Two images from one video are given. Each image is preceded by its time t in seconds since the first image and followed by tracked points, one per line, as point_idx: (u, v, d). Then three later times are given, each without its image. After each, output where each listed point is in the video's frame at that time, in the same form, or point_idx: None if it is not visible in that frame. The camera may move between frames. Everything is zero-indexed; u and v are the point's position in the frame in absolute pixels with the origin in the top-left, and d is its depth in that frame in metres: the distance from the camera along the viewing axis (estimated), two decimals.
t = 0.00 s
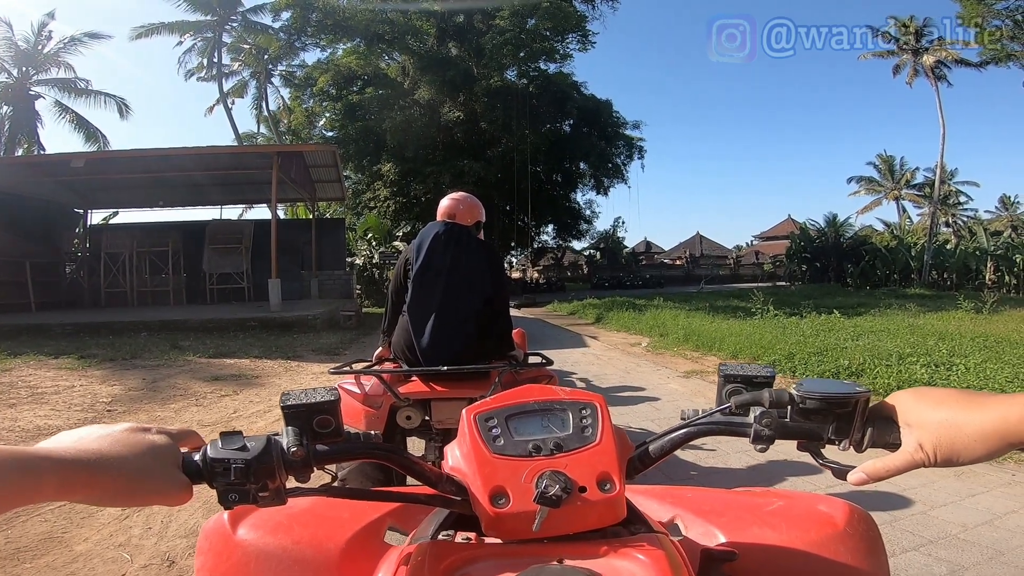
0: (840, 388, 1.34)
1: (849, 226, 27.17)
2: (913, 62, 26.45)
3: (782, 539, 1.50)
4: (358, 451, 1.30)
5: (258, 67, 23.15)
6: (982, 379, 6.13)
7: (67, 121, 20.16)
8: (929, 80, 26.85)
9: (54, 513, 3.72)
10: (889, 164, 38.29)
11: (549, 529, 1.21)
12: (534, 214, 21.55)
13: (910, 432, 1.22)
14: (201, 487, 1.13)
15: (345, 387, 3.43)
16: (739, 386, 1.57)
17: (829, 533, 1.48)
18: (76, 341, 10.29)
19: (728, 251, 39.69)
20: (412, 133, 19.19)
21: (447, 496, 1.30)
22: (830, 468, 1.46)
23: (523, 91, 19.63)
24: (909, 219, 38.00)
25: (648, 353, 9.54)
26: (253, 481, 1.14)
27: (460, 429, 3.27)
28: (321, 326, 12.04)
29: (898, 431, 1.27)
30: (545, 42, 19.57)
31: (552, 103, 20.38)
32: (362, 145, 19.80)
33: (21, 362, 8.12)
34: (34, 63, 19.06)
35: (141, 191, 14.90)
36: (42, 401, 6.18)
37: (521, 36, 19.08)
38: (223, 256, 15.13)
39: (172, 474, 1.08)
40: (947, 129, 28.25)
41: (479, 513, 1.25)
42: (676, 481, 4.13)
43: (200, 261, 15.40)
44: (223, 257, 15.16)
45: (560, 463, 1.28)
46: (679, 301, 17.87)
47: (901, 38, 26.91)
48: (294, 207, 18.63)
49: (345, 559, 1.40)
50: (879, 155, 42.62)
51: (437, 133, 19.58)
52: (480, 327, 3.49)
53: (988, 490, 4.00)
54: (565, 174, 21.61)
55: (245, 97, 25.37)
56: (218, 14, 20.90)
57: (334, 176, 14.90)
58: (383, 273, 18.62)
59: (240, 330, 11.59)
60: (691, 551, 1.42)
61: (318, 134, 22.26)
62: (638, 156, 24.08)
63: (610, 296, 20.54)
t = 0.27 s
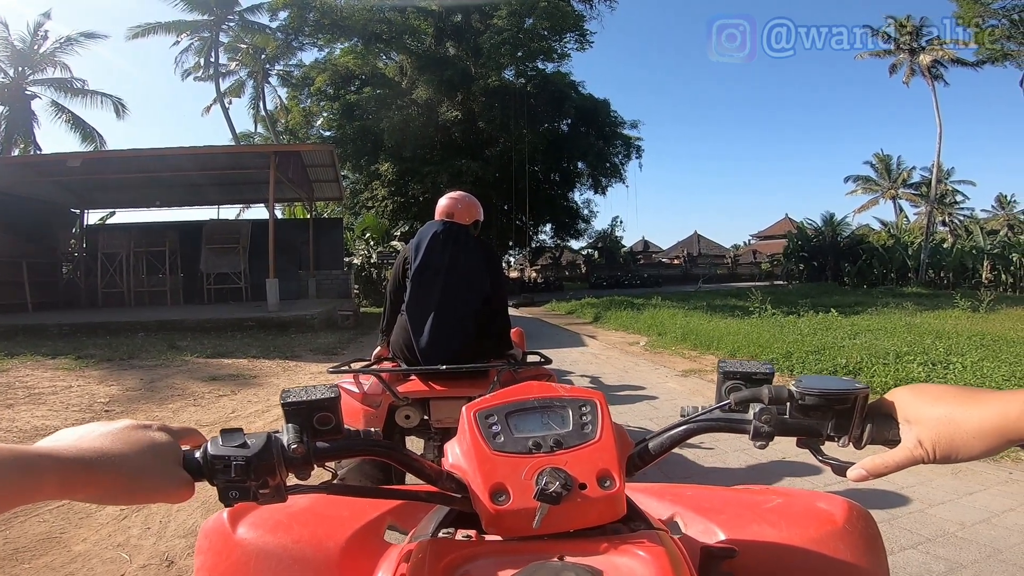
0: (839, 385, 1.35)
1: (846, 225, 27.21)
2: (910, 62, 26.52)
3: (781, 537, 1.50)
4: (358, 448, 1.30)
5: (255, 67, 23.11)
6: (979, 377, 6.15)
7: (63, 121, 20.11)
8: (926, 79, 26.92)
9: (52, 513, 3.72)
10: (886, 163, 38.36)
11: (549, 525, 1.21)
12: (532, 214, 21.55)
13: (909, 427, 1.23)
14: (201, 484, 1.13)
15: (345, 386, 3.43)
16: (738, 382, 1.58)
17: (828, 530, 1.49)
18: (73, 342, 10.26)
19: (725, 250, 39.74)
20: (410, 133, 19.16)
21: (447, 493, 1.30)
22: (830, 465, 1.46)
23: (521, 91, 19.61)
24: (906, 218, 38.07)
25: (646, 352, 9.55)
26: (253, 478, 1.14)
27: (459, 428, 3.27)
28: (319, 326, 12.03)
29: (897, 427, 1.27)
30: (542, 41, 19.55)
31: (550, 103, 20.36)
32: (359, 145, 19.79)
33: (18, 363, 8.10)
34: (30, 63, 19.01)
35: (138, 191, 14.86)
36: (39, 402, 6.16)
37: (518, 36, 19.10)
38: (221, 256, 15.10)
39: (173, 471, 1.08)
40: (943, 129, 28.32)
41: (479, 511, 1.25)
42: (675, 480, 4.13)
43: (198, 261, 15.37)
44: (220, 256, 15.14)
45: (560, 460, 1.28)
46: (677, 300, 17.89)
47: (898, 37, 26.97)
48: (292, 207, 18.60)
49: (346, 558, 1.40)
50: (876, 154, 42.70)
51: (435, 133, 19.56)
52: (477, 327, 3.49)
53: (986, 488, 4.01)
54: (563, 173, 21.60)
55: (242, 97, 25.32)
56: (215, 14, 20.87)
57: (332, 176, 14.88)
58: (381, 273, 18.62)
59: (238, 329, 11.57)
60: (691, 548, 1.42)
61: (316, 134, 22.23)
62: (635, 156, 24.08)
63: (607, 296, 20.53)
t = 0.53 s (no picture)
0: (840, 383, 1.34)
1: (845, 225, 27.21)
2: (909, 62, 26.54)
3: (781, 535, 1.50)
4: (359, 446, 1.30)
5: (255, 66, 23.10)
6: (977, 377, 6.15)
7: (62, 120, 20.09)
8: (925, 80, 26.95)
9: (51, 513, 3.71)
10: (885, 163, 38.40)
11: (549, 524, 1.21)
12: (531, 213, 21.55)
13: (909, 428, 1.23)
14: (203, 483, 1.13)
15: (345, 385, 3.43)
16: (738, 380, 1.58)
17: (829, 529, 1.49)
18: (72, 341, 10.25)
19: (724, 250, 39.76)
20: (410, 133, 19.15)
21: (448, 492, 1.30)
22: (830, 463, 1.46)
23: (520, 90, 19.60)
24: (905, 218, 38.09)
25: (645, 351, 9.55)
26: (255, 476, 1.14)
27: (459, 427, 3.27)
28: (318, 326, 12.03)
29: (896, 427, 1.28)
30: (542, 41, 19.54)
31: (550, 103, 20.36)
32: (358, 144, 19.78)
33: (17, 362, 8.10)
34: (29, 62, 19.00)
35: (137, 190, 14.85)
36: (38, 401, 6.16)
37: (518, 35, 19.10)
38: (219, 256, 15.10)
39: (174, 470, 1.08)
40: (942, 129, 28.35)
41: (481, 509, 1.25)
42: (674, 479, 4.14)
43: (196, 261, 15.36)
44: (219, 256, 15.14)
45: (561, 458, 1.28)
46: (676, 299, 17.89)
47: (897, 38, 26.98)
48: (291, 207, 18.58)
49: (346, 557, 1.40)
50: (875, 155, 42.73)
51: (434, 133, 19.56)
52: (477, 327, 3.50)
53: (984, 487, 4.01)
54: (562, 173, 21.58)
55: (241, 97, 25.30)
56: (215, 13, 20.84)
57: (331, 176, 14.87)
58: (380, 272, 18.63)
59: (237, 329, 11.56)
60: (691, 547, 1.42)
61: (315, 133, 22.22)
62: (635, 156, 24.07)
63: (607, 296, 20.52)
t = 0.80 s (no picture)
0: (841, 380, 1.34)
1: (846, 225, 27.19)
2: (909, 61, 26.54)
3: (782, 533, 1.50)
4: (361, 444, 1.31)
5: (255, 65, 23.09)
6: (977, 376, 6.16)
7: (62, 119, 20.08)
8: (926, 79, 26.95)
9: (52, 511, 3.72)
10: (886, 163, 38.39)
11: (552, 521, 1.21)
12: (531, 212, 21.54)
13: (911, 426, 1.23)
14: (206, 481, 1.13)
15: (345, 383, 3.44)
16: (739, 377, 1.57)
17: (829, 528, 1.49)
18: (72, 340, 10.25)
19: (725, 249, 39.74)
20: (410, 131, 19.14)
21: (450, 489, 1.30)
22: (832, 461, 1.45)
23: (521, 89, 19.60)
24: (905, 218, 38.08)
25: (645, 350, 9.55)
26: (258, 474, 1.14)
27: (459, 426, 3.27)
28: (318, 324, 12.03)
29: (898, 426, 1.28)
30: (543, 40, 19.54)
31: (550, 102, 20.37)
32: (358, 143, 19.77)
33: (18, 361, 8.10)
34: (29, 61, 18.99)
35: (137, 189, 14.85)
36: (39, 400, 6.16)
37: (519, 34, 19.11)
38: (220, 254, 15.10)
39: (177, 467, 1.08)
40: (943, 128, 28.34)
41: (483, 506, 1.25)
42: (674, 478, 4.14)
43: (197, 259, 15.36)
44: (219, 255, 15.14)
45: (563, 455, 1.28)
46: (676, 299, 17.88)
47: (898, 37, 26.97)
48: (292, 205, 18.57)
49: (348, 555, 1.40)
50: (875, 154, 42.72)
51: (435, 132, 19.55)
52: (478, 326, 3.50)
53: (984, 487, 4.01)
54: (563, 172, 21.58)
55: (241, 95, 25.29)
56: (215, 12, 20.82)
57: (331, 175, 14.87)
58: (380, 271, 18.64)
59: (237, 328, 11.57)
60: (692, 545, 1.42)
61: (315, 132, 22.21)
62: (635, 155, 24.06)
63: (607, 295, 20.51)
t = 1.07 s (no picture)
0: (834, 370, 1.35)
1: (844, 222, 27.20)
2: (908, 60, 26.54)
3: (782, 531, 1.50)
4: (354, 447, 1.30)
5: (253, 63, 23.06)
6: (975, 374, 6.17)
7: (60, 117, 20.04)
8: (925, 78, 26.96)
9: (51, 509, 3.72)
10: (885, 161, 38.38)
11: (554, 520, 1.21)
12: (530, 210, 21.54)
13: (902, 411, 1.24)
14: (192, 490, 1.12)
15: (343, 381, 3.44)
16: (734, 369, 1.58)
17: (829, 526, 1.49)
18: (70, 339, 10.24)
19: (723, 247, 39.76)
20: (409, 130, 19.11)
21: (447, 490, 1.30)
22: (827, 450, 1.46)
23: (519, 87, 19.61)
24: (904, 215, 38.11)
25: (644, 348, 9.56)
26: (250, 482, 1.13)
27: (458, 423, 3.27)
28: (317, 322, 12.03)
29: (889, 413, 1.28)
30: (542, 38, 19.54)
31: (549, 99, 20.36)
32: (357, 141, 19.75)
33: (16, 359, 8.10)
34: (26, 60, 18.96)
35: (135, 187, 14.82)
36: (37, 398, 6.16)
37: (517, 32, 19.12)
38: (218, 252, 15.09)
39: (159, 481, 1.07)
40: (942, 126, 28.35)
41: (483, 505, 1.25)
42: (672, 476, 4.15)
43: (195, 257, 15.34)
44: (218, 253, 15.12)
45: (562, 452, 1.28)
46: (675, 296, 17.88)
47: (897, 36, 26.96)
48: (290, 203, 18.55)
49: (346, 554, 1.40)
50: (874, 152, 42.71)
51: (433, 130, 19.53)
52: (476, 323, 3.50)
53: (982, 484, 4.02)
54: (562, 170, 21.55)
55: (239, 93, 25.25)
56: (213, 10, 20.78)
57: (330, 173, 14.85)
58: (379, 269, 18.66)
59: (236, 326, 11.56)
60: (692, 543, 1.41)
61: (314, 130, 22.19)
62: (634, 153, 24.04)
63: (606, 292, 20.50)
